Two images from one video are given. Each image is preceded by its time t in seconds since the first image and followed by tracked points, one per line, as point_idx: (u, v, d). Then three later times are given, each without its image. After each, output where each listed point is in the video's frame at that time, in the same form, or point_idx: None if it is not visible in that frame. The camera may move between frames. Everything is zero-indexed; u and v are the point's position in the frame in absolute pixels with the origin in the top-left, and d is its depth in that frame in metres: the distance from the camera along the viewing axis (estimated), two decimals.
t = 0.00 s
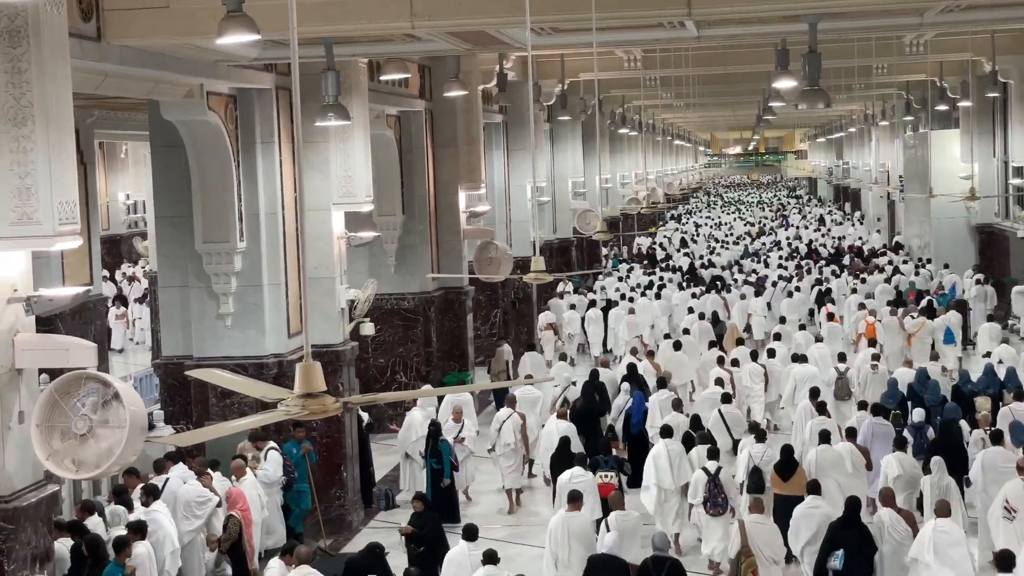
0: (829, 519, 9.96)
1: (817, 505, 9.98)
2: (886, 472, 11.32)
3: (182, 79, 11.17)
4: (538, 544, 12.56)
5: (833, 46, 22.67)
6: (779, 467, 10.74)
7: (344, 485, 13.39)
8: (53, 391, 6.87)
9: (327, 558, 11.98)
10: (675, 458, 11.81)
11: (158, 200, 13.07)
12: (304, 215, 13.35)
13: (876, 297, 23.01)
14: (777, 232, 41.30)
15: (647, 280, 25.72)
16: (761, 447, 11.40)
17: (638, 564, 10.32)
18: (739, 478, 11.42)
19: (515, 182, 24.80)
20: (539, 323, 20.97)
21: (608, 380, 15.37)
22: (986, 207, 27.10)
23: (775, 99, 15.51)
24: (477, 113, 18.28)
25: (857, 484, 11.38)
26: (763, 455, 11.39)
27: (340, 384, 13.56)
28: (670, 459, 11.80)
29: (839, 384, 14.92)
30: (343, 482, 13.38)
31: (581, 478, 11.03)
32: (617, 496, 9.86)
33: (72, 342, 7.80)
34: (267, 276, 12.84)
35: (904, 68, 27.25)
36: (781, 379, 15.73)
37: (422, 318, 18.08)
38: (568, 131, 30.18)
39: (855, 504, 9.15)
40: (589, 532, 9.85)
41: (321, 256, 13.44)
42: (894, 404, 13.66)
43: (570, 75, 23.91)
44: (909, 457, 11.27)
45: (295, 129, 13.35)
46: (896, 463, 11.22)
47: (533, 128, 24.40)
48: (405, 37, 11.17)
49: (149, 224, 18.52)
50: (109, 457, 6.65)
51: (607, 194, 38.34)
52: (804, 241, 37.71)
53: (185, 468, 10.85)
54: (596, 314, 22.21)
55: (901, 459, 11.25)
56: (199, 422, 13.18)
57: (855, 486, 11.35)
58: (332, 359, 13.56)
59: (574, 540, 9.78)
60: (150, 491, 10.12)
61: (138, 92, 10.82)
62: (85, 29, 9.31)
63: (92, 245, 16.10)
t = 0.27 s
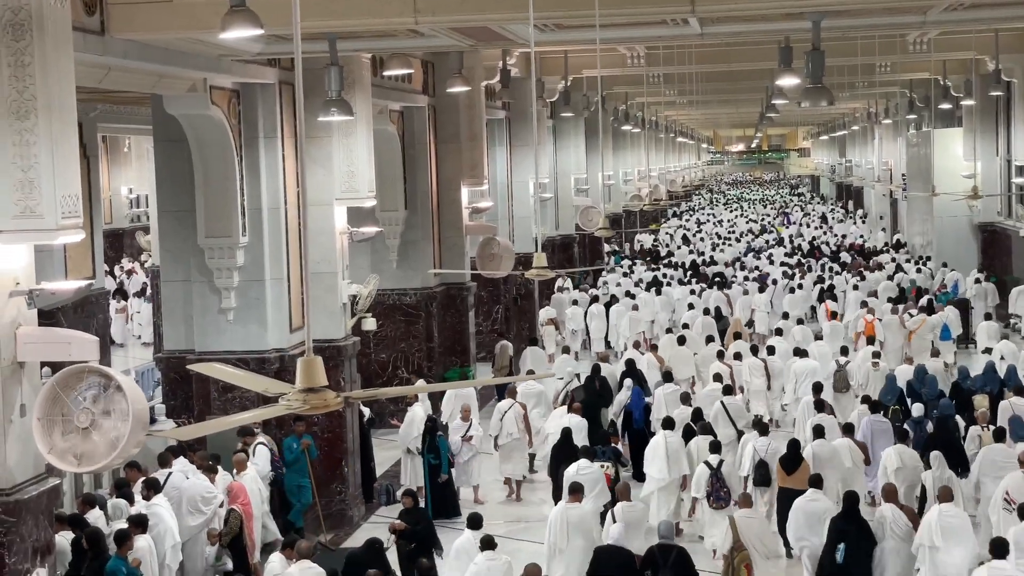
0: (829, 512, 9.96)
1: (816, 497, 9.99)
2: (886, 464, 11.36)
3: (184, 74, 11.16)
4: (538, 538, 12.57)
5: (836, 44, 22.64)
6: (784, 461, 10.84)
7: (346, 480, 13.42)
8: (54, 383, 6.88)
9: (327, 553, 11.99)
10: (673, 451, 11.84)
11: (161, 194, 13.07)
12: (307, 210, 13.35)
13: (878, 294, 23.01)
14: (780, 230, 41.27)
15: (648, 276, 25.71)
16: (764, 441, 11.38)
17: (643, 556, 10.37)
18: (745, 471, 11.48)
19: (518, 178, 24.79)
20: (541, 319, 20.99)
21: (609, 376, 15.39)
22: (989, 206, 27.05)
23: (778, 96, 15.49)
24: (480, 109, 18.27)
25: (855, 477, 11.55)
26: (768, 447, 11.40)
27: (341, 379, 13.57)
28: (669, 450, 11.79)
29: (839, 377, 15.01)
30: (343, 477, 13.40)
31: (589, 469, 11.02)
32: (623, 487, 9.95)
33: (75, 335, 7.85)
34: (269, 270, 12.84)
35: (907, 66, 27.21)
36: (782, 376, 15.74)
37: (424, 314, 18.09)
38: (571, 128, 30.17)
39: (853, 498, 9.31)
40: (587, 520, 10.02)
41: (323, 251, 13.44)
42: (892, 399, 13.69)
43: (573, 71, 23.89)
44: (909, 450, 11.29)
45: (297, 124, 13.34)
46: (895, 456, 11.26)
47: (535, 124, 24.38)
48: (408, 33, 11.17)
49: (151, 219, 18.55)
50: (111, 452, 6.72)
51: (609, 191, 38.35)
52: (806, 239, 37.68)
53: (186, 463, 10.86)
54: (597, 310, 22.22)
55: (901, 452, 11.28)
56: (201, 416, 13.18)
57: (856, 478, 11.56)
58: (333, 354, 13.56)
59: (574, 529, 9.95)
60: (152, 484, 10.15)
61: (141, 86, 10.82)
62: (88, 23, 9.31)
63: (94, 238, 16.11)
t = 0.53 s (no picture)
0: (829, 506, 10.09)
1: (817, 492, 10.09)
2: (884, 460, 11.49)
3: (185, 70, 11.18)
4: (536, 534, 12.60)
5: (836, 42, 22.65)
6: (785, 454, 10.86)
7: (344, 475, 13.45)
8: (53, 380, 7.01)
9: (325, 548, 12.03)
10: (671, 445, 12.00)
11: (161, 190, 13.09)
12: (306, 207, 13.38)
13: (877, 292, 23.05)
14: (780, 228, 41.30)
15: (648, 273, 25.74)
16: (767, 433, 11.80)
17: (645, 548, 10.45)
18: (746, 463, 11.87)
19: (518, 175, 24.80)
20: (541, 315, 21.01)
21: (608, 373, 15.42)
22: (989, 205, 27.06)
23: (778, 94, 15.51)
24: (480, 106, 18.30)
25: (847, 471, 11.76)
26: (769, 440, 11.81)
27: (341, 375, 13.60)
28: (667, 445, 11.99)
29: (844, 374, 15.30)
30: (343, 473, 13.42)
31: (589, 460, 11.17)
32: (624, 481, 10.05)
33: (74, 330, 7.84)
34: (269, 267, 12.87)
35: (908, 65, 27.23)
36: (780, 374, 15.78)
37: (423, 310, 18.08)
38: (572, 125, 30.17)
39: (849, 493, 9.29)
40: (590, 516, 10.24)
41: (323, 247, 13.47)
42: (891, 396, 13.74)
43: (574, 68, 23.90)
44: (906, 447, 11.44)
45: (297, 120, 13.36)
46: (892, 451, 11.43)
47: (536, 121, 24.39)
48: (409, 30, 11.20)
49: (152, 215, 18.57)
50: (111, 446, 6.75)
51: (609, 188, 38.35)
52: (807, 237, 37.68)
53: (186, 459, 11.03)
54: (597, 307, 22.26)
55: (897, 448, 11.45)
56: (200, 412, 13.21)
57: (848, 473, 11.77)
58: (332, 350, 13.59)
59: (576, 523, 10.20)
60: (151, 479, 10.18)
61: (142, 83, 10.84)
62: (89, 19, 9.33)
63: (95, 234, 16.13)
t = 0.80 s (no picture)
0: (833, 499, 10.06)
1: (822, 483, 10.11)
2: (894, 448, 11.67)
3: (191, 63, 11.20)
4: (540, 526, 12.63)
5: (843, 37, 22.61)
6: (790, 446, 10.98)
7: (348, 468, 13.47)
8: (60, 368, 6.96)
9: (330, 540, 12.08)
10: (675, 436, 12.03)
11: (167, 183, 13.10)
12: (311, 200, 13.40)
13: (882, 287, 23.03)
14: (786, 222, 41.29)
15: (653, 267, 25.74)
16: (780, 425, 11.83)
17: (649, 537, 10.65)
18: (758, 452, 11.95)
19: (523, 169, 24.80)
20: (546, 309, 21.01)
21: (612, 367, 15.44)
22: (995, 201, 27.02)
23: (784, 89, 15.50)
24: (485, 100, 18.31)
25: (850, 463, 11.86)
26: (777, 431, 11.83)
27: (345, 368, 13.64)
28: (672, 434, 12.00)
29: (851, 366, 15.33)
30: (346, 466, 13.44)
31: (597, 448, 11.30)
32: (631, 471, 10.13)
33: (79, 323, 7.84)
34: (274, 260, 12.89)
35: (915, 60, 27.17)
36: (784, 368, 15.79)
37: (427, 305, 18.11)
38: (577, 119, 30.15)
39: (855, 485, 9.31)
40: (599, 506, 10.29)
41: (328, 241, 13.49)
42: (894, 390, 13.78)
43: (580, 62, 23.88)
44: (916, 437, 11.59)
45: (302, 114, 13.37)
46: (902, 440, 11.57)
47: (541, 115, 24.38)
48: (417, 24, 11.21)
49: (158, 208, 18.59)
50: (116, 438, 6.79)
51: (615, 182, 38.33)
52: (812, 231, 37.64)
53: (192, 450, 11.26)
54: (602, 301, 22.26)
55: (908, 437, 11.58)
56: (205, 404, 13.25)
57: (851, 466, 11.86)
58: (337, 343, 13.61)
59: (585, 511, 10.24)
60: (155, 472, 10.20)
61: (148, 76, 10.86)
62: (96, 12, 9.34)
63: (101, 227, 16.16)
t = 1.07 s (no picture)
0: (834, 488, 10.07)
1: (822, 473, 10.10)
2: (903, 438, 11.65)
3: (194, 55, 11.20)
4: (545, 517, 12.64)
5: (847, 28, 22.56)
6: (794, 433, 11.00)
7: (353, 461, 13.49)
8: (63, 362, 6.99)
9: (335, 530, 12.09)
10: (680, 424, 12.05)
11: (171, 175, 13.11)
12: (315, 192, 13.40)
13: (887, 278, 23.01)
14: (791, 215, 41.22)
15: (657, 259, 25.74)
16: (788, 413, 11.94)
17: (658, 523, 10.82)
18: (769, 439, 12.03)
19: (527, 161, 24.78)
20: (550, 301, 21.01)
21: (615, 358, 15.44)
22: (1001, 192, 26.97)
23: (788, 80, 15.48)
24: (489, 92, 18.28)
25: (855, 451, 11.91)
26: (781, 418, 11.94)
27: (350, 360, 13.64)
28: (675, 422, 12.00)
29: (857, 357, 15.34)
30: (351, 458, 13.45)
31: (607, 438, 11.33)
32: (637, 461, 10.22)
33: (83, 314, 7.86)
34: (278, 252, 12.90)
35: (919, 51, 27.11)
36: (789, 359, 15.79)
37: (432, 297, 18.11)
38: (581, 111, 30.13)
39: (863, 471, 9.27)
40: (606, 494, 10.32)
41: (332, 233, 13.50)
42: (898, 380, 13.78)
43: (584, 54, 23.85)
44: (925, 426, 11.58)
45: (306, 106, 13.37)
46: (911, 430, 11.54)
47: (545, 107, 24.36)
48: (420, 15, 11.21)
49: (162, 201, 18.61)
50: (121, 429, 6.79)
51: (619, 174, 38.30)
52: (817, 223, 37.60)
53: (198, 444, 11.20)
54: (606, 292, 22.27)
55: (917, 426, 11.57)
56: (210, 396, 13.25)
57: (855, 453, 11.91)
58: (341, 336, 13.62)
59: (591, 501, 10.26)
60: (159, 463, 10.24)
61: (151, 68, 10.87)
62: (99, 3, 9.35)
63: (105, 219, 16.17)
